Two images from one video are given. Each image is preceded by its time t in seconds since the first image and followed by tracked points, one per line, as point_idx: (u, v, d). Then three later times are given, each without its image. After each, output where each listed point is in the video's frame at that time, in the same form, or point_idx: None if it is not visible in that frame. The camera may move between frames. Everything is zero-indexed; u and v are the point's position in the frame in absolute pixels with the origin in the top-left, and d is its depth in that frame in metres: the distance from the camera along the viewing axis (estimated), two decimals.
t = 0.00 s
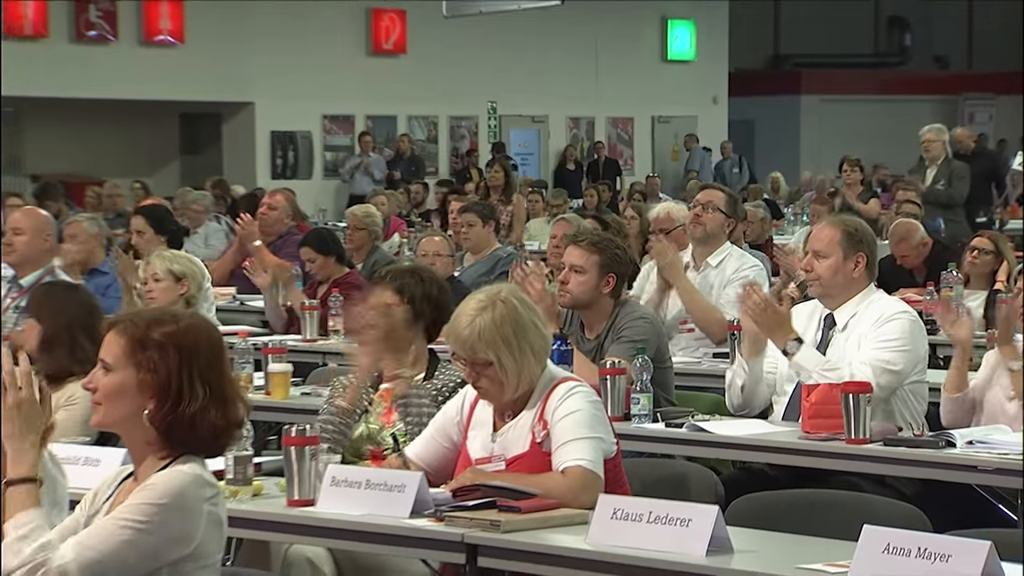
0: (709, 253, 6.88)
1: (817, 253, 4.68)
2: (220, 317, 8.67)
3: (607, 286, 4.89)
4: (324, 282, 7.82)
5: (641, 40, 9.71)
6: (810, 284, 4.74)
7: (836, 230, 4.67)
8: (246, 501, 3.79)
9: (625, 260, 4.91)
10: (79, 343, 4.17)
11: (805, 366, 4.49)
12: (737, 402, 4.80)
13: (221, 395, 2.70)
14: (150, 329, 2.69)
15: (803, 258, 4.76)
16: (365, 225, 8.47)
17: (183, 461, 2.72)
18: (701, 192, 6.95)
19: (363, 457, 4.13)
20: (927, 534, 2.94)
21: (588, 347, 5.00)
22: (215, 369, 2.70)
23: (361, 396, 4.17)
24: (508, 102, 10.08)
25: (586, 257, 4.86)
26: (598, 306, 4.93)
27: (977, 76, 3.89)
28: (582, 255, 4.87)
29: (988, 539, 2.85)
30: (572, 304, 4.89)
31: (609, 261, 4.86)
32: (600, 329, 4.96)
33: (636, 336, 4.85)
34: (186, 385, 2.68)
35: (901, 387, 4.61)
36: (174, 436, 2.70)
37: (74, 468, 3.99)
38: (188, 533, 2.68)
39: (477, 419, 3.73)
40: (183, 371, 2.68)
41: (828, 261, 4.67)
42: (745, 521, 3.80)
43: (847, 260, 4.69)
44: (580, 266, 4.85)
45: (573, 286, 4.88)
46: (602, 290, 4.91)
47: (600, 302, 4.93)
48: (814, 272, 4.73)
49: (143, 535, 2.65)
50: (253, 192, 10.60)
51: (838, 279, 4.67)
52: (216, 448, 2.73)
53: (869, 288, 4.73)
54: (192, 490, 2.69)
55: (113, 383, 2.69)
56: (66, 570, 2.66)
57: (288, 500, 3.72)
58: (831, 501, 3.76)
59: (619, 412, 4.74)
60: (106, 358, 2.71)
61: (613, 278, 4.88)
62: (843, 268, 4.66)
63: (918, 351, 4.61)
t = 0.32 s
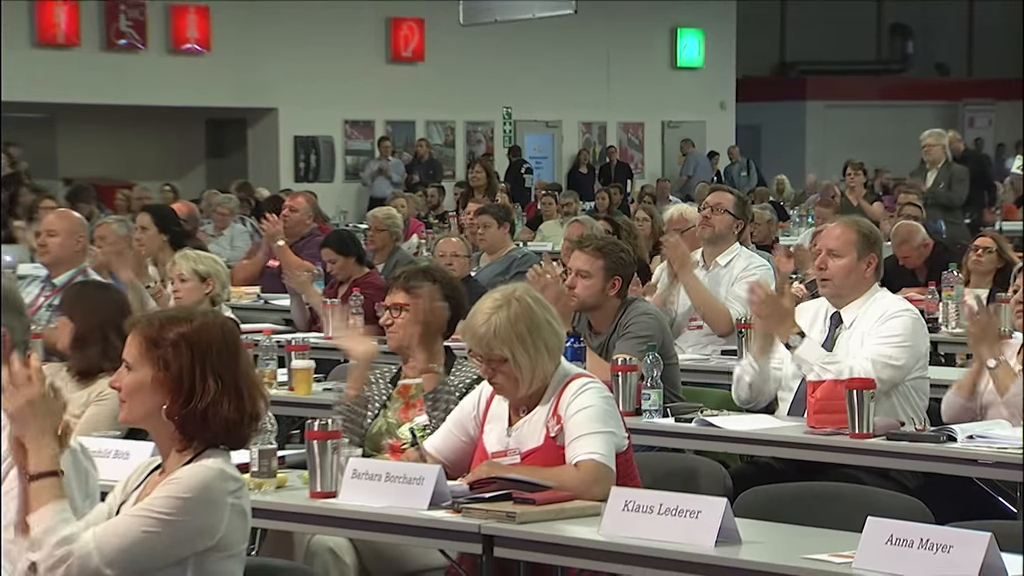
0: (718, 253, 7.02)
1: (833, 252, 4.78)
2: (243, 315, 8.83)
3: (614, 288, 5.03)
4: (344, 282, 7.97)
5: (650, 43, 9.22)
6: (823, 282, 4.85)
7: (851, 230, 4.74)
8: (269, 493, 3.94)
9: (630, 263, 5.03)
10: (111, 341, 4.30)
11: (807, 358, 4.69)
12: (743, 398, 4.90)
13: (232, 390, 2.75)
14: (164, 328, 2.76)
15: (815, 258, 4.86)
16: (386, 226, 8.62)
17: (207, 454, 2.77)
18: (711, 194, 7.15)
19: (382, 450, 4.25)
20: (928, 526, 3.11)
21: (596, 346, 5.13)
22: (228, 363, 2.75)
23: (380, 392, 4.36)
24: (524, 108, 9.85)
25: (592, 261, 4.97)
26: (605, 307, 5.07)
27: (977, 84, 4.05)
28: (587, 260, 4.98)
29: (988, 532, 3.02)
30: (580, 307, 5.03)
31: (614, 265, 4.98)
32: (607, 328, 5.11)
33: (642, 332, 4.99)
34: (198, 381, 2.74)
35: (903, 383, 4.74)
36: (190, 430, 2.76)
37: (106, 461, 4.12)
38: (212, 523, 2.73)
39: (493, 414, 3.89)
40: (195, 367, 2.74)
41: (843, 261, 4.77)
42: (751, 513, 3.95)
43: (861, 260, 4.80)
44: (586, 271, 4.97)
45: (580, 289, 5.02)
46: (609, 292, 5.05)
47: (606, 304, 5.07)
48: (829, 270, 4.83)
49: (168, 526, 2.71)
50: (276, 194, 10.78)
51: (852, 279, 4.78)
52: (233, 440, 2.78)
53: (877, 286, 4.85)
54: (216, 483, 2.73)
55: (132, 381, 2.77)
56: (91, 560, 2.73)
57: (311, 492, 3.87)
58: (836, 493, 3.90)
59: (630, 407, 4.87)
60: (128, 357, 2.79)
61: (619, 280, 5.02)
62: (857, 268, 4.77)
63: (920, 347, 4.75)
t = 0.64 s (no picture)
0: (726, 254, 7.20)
1: (843, 252, 4.88)
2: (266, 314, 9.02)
3: (626, 290, 5.16)
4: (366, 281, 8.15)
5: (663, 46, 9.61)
6: (833, 280, 4.95)
7: (862, 231, 4.84)
8: (293, 485, 4.09)
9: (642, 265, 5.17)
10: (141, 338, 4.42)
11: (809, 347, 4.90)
12: (753, 388, 5.09)
13: (245, 384, 2.84)
14: (180, 325, 2.85)
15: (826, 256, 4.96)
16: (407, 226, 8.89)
17: (228, 449, 2.85)
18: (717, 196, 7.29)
19: (402, 443, 4.44)
20: (931, 518, 3.20)
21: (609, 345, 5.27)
22: (241, 359, 2.84)
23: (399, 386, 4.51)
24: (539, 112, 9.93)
25: (606, 264, 5.10)
26: (618, 308, 5.21)
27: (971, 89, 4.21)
28: (600, 263, 5.10)
29: (990, 524, 3.12)
30: (594, 308, 5.17)
31: (627, 268, 5.11)
32: (620, 327, 5.25)
33: (652, 330, 5.13)
34: (212, 376, 2.83)
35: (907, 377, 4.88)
36: (205, 423, 2.84)
37: (136, 454, 4.28)
38: (234, 516, 2.81)
39: (509, 409, 4.04)
40: (208, 364, 2.83)
41: (853, 260, 4.87)
42: (760, 504, 4.09)
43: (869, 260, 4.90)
44: (599, 273, 5.11)
45: (594, 291, 5.16)
46: (622, 294, 5.18)
47: (619, 305, 5.20)
48: (840, 270, 4.93)
49: (191, 521, 2.78)
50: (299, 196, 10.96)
51: (861, 279, 4.88)
52: (248, 433, 2.87)
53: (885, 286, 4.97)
54: (237, 477, 2.81)
55: (151, 378, 2.86)
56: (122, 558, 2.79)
57: (333, 484, 4.01)
58: (842, 486, 4.04)
59: (642, 403, 4.98)
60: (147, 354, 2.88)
61: (632, 282, 5.16)
62: (867, 268, 4.87)
63: (924, 343, 4.88)
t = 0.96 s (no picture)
0: (736, 254, 7.41)
1: (848, 251, 5.04)
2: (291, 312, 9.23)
3: (641, 288, 5.29)
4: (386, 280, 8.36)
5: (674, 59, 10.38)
6: (839, 278, 5.12)
7: (866, 231, 4.99)
8: (317, 477, 4.25)
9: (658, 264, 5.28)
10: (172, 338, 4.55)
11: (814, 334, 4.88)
12: (761, 375, 5.28)
13: (258, 377, 2.76)
14: (196, 323, 2.79)
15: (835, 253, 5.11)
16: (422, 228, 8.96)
17: (253, 443, 2.79)
18: (726, 198, 7.45)
19: (422, 438, 4.48)
20: (937, 510, 3.29)
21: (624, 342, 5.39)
22: (253, 354, 2.76)
23: (420, 383, 4.73)
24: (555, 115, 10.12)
25: (622, 262, 5.22)
26: (633, 305, 5.34)
27: (978, 93, 4.37)
28: (616, 260, 5.23)
29: (993, 517, 3.17)
30: (610, 304, 5.30)
31: (643, 267, 5.24)
32: (635, 326, 5.38)
33: (667, 328, 5.28)
34: (224, 370, 2.76)
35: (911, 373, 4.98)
36: (220, 417, 2.78)
37: (165, 446, 4.43)
38: (264, 510, 2.76)
39: (525, 404, 4.21)
40: (221, 358, 2.75)
41: (857, 258, 5.03)
42: (769, 497, 4.22)
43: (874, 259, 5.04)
44: (615, 271, 5.23)
45: (610, 288, 5.28)
46: (637, 292, 5.30)
47: (634, 302, 5.33)
48: (843, 267, 5.10)
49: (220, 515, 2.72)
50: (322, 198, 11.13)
51: (864, 276, 5.03)
52: (262, 426, 2.80)
53: (892, 285, 5.08)
54: (264, 470, 2.76)
55: (173, 374, 2.81)
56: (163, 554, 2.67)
57: (356, 476, 4.17)
58: (851, 479, 4.17)
59: (654, 398, 5.14)
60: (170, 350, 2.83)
61: (647, 280, 5.27)
62: (869, 266, 5.01)
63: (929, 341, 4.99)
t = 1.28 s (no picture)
0: (751, 254, 7.52)
1: (858, 252, 5.19)
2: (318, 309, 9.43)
3: (659, 285, 5.43)
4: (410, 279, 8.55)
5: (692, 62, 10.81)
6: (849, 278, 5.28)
7: (874, 233, 5.15)
8: (346, 469, 4.41)
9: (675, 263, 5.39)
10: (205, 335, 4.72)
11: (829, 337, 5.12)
12: (778, 373, 5.47)
13: (296, 373, 2.87)
14: (235, 319, 2.88)
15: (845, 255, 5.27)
16: (445, 229, 8.67)
17: (285, 435, 2.90)
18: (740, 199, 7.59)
19: (447, 433, 4.64)
20: (947, 502, 3.42)
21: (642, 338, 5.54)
22: (291, 350, 2.87)
23: (444, 380, 4.91)
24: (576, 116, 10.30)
25: (639, 261, 5.35)
26: (651, 302, 5.49)
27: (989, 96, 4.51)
28: (634, 259, 5.36)
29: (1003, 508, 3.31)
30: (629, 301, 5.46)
31: (660, 265, 5.36)
32: (653, 322, 5.52)
33: (684, 325, 5.42)
34: (262, 365, 2.86)
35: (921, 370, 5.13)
36: (256, 410, 2.88)
37: (200, 440, 4.61)
38: (295, 500, 2.85)
39: (547, 399, 4.36)
40: (260, 354, 2.85)
41: (866, 259, 5.19)
42: (783, 488, 4.37)
43: (882, 259, 5.20)
44: (634, 269, 5.36)
45: (628, 285, 5.43)
46: (655, 289, 5.45)
47: (653, 299, 5.48)
48: (853, 268, 5.26)
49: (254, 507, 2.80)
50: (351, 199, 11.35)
51: (874, 276, 5.19)
52: (296, 420, 2.91)
53: (902, 284, 5.25)
54: (296, 462, 2.86)
55: (210, 367, 2.90)
56: (203, 543, 2.75)
57: (384, 469, 4.33)
58: (862, 472, 4.31)
59: (672, 392, 5.29)
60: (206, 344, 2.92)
61: (665, 278, 5.41)
62: (879, 266, 5.17)
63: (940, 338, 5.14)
